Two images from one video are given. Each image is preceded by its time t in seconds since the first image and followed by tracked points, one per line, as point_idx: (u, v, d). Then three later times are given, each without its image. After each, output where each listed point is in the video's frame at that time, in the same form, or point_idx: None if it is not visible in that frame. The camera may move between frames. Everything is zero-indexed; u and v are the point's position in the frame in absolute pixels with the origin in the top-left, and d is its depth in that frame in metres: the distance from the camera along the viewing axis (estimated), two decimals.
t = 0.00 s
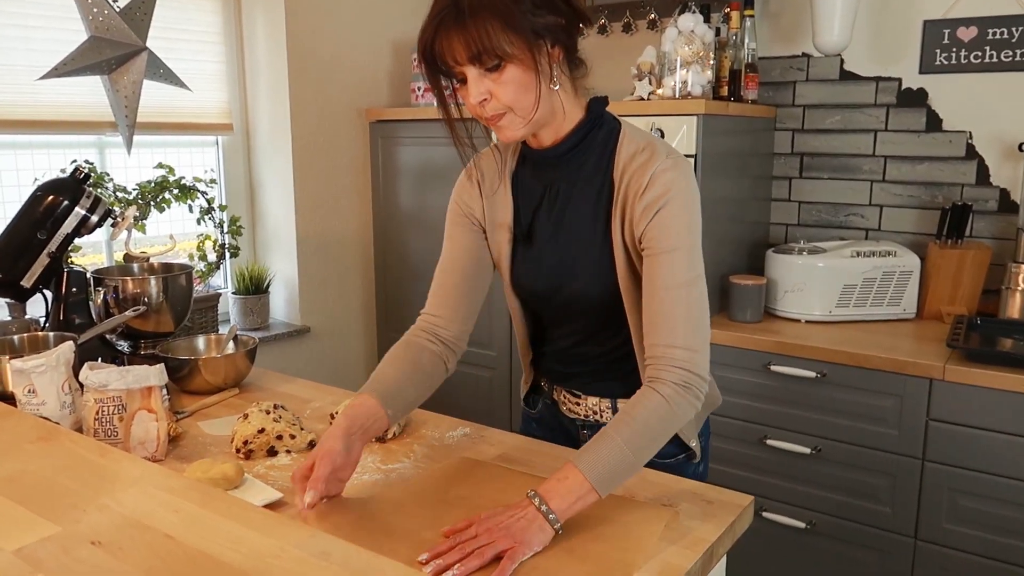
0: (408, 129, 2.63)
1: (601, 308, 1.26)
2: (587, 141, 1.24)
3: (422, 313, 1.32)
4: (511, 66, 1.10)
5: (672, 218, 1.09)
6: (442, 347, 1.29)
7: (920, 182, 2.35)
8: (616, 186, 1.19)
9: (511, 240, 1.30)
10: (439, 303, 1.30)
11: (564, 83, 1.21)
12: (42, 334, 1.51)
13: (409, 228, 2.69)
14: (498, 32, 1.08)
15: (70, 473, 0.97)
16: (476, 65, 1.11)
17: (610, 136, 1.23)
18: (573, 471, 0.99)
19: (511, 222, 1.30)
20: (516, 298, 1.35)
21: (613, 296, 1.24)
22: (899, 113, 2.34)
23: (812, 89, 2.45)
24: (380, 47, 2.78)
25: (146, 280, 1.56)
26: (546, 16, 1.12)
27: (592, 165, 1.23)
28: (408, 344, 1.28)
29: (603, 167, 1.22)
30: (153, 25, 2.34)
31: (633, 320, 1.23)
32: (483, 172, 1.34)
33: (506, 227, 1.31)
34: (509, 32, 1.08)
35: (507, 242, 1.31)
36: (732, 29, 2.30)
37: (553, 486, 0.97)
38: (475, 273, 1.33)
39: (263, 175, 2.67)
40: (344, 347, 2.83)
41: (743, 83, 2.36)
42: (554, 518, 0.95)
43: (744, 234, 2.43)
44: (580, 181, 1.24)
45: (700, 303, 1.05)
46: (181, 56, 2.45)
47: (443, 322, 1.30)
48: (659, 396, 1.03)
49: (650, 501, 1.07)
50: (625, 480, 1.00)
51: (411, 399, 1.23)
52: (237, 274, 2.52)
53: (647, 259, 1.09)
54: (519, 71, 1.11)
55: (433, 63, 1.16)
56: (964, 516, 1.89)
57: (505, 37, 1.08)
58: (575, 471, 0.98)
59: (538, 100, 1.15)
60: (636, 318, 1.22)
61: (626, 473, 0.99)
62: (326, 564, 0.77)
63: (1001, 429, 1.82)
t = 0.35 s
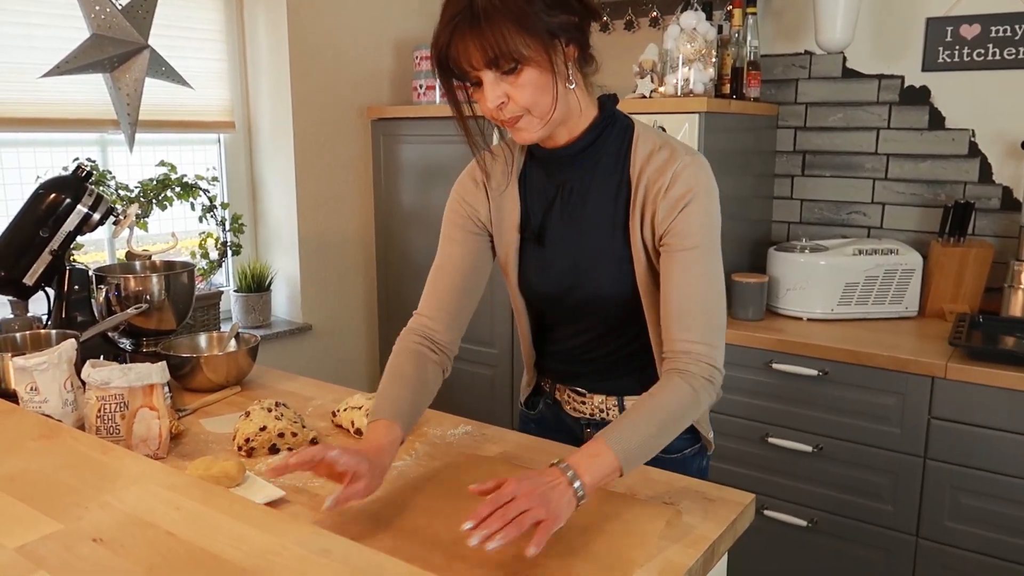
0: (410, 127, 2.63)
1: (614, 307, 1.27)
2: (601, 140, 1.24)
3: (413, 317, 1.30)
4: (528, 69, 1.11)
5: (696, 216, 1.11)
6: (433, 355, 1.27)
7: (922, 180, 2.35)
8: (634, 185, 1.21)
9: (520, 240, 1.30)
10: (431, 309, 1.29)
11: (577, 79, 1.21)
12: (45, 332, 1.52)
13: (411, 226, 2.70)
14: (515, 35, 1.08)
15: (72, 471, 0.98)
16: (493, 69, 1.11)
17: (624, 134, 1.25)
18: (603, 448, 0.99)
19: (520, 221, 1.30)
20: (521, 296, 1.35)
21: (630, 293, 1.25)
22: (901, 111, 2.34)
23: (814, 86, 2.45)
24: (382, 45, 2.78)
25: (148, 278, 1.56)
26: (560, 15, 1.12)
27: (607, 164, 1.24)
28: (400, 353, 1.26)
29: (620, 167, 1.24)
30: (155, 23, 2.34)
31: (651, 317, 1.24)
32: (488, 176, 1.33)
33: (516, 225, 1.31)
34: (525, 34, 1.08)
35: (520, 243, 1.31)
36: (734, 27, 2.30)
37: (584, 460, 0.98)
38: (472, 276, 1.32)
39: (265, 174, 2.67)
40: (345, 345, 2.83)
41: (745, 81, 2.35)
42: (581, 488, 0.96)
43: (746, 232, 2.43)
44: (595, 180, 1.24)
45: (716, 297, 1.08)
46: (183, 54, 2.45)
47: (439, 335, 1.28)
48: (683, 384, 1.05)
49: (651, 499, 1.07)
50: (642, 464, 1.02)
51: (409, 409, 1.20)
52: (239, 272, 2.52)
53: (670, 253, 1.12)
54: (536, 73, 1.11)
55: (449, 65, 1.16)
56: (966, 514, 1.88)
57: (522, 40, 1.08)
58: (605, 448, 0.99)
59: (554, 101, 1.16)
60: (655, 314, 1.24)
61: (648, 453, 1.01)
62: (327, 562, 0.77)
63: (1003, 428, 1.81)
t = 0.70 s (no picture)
0: (409, 125, 2.63)
1: (612, 302, 1.26)
2: (603, 134, 1.24)
3: (456, 307, 1.39)
4: (533, 61, 1.11)
5: (716, 208, 1.15)
6: (489, 332, 1.37)
7: (922, 178, 2.35)
8: (640, 180, 1.21)
9: (516, 231, 1.32)
10: (473, 299, 1.37)
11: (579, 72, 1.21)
12: (46, 330, 1.52)
13: (411, 224, 2.70)
14: (521, 28, 1.08)
15: (73, 468, 0.98)
16: (498, 61, 1.11)
17: (626, 128, 1.25)
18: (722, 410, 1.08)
19: (518, 212, 1.32)
20: (517, 290, 1.35)
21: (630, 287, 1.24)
22: (902, 110, 2.34)
23: (815, 85, 2.45)
24: (383, 43, 2.77)
25: (148, 276, 1.56)
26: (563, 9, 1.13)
27: (609, 158, 1.24)
28: (458, 340, 1.35)
29: (623, 161, 1.24)
30: (156, 21, 2.34)
31: (652, 312, 1.24)
32: (486, 170, 1.36)
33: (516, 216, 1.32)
34: (532, 27, 1.09)
35: (518, 235, 1.32)
36: (734, 25, 2.30)
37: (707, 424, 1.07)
38: (489, 270, 1.38)
39: (265, 171, 2.67)
40: (345, 343, 2.83)
41: (745, 79, 2.35)
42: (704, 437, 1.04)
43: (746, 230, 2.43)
44: (598, 174, 1.25)
45: (752, 272, 1.17)
46: (183, 52, 2.45)
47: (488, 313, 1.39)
48: (754, 343, 1.15)
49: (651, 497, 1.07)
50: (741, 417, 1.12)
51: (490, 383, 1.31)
52: (240, 270, 2.52)
53: (698, 245, 1.16)
54: (541, 66, 1.12)
55: (453, 57, 1.16)
56: (966, 512, 1.89)
57: (528, 33, 1.09)
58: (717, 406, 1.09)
59: (559, 94, 1.16)
60: (657, 309, 1.24)
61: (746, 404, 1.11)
62: (327, 563, 0.79)
63: (1003, 426, 1.81)
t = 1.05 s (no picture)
0: (409, 123, 2.63)
1: (612, 295, 1.26)
2: (602, 127, 1.25)
3: (460, 304, 1.39)
4: (537, 50, 1.11)
5: (715, 196, 1.16)
6: (494, 330, 1.38)
7: (923, 176, 2.34)
8: (641, 171, 1.22)
9: (515, 225, 1.32)
10: (478, 296, 1.38)
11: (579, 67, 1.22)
12: (47, 327, 1.52)
13: (411, 222, 2.70)
14: (526, 16, 1.09)
15: (75, 465, 0.98)
16: (502, 49, 1.11)
17: (626, 122, 1.26)
18: (716, 393, 1.10)
19: (517, 206, 1.32)
20: (514, 283, 1.34)
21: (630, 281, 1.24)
22: (903, 108, 2.34)
23: (816, 82, 2.44)
24: (383, 41, 2.77)
25: (149, 274, 1.57)
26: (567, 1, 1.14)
27: (609, 150, 1.25)
28: (463, 338, 1.35)
29: (623, 154, 1.25)
30: (156, 19, 2.34)
31: (654, 305, 1.24)
32: (486, 165, 1.36)
33: (516, 210, 1.32)
34: (537, 16, 1.09)
35: (516, 229, 1.32)
36: (735, 23, 2.30)
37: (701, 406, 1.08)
38: (490, 267, 1.38)
39: (266, 169, 2.67)
40: (346, 341, 2.83)
41: (746, 77, 2.35)
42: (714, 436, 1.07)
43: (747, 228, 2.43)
44: (597, 167, 1.25)
45: (757, 258, 1.18)
46: (184, 50, 2.45)
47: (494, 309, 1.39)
48: (761, 330, 1.15)
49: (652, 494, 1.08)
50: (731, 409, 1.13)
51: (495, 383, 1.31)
52: (240, 268, 2.53)
53: (698, 233, 1.17)
54: (545, 56, 1.12)
55: (457, 44, 1.16)
56: (966, 510, 1.89)
57: (532, 21, 1.09)
58: (716, 393, 1.10)
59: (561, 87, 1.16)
60: (658, 302, 1.24)
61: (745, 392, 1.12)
62: (328, 560, 0.79)
63: (1003, 424, 1.82)
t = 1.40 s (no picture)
0: (409, 122, 2.63)
1: (607, 295, 1.26)
2: (595, 125, 1.25)
3: (473, 306, 1.41)
4: (550, 18, 1.17)
5: (700, 194, 1.17)
6: (508, 325, 1.40)
7: (921, 175, 2.35)
8: (630, 170, 1.22)
9: (510, 225, 1.33)
10: (485, 296, 1.39)
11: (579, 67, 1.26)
12: (47, 326, 1.52)
13: (411, 220, 2.70)
14: None
15: (75, 464, 0.98)
16: (518, 11, 1.17)
17: (619, 120, 1.27)
18: (654, 429, 1.10)
19: (512, 206, 1.33)
20: (514, 285, 1.35)
21: (621, 281, 1.24)
22: (901, 107, 2.34)
23: (815, 81, 2.45)
24: (382, 40, 2.77)
25: (148, 273, 1.57)
26: None
27: (602, 148, 1.25)
28: (480, 339, 1.38)
29: (617, 151, 1.25)
30: (155, 18, 2.34)
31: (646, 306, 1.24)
32: (482, 167, 1.38)
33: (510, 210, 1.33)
34: None
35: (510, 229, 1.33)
36: (734, 22, 2.30)
37: (637, 447, 1.08)
38: (491, 266, 1.39)
39: (266, 167, 2.67)
40: (346, 339, 2.84)
41: (745, 76, 2.36)
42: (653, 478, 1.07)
43: (746, 227, 2.43)
44: (590, 165, 1.25)
45: (730, 270, 1.17)
46: (183, 49, 2.45)
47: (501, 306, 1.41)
48: (706, 355, 1.15)
49: (651, 493, 1.08)
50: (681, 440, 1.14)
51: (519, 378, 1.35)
52: (240, 267, 2.53)
53: (676, 238, 1.17)
54: (557, 26, 1.18)
55: (472, 8, 1.21)
56: (965, 509, 1.89)
57: None
58: (654, 429, 1.10)
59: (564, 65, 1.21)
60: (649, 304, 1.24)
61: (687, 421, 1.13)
62: (327, 559, 0.79)
63: (1001, 423, 1.82)
